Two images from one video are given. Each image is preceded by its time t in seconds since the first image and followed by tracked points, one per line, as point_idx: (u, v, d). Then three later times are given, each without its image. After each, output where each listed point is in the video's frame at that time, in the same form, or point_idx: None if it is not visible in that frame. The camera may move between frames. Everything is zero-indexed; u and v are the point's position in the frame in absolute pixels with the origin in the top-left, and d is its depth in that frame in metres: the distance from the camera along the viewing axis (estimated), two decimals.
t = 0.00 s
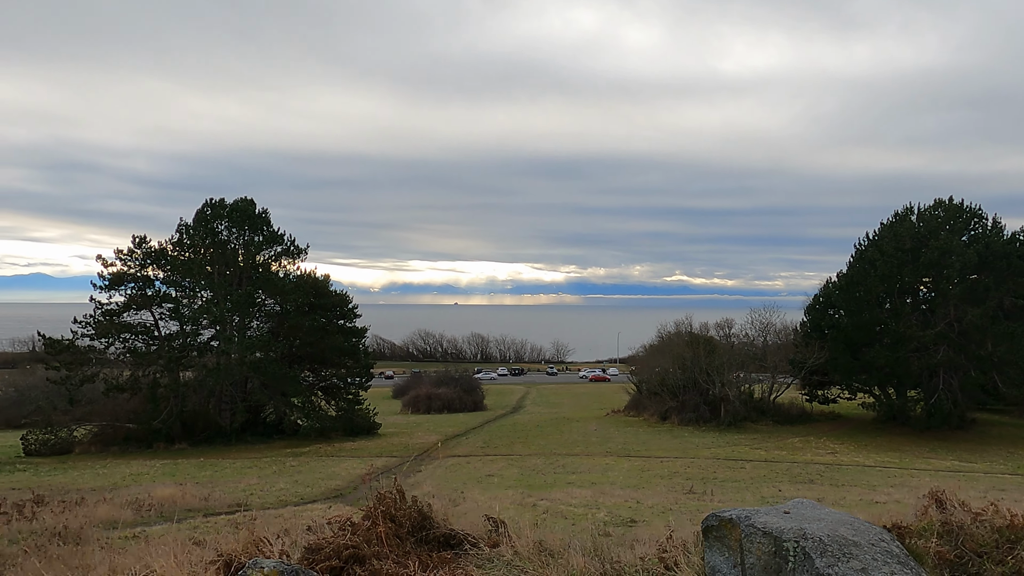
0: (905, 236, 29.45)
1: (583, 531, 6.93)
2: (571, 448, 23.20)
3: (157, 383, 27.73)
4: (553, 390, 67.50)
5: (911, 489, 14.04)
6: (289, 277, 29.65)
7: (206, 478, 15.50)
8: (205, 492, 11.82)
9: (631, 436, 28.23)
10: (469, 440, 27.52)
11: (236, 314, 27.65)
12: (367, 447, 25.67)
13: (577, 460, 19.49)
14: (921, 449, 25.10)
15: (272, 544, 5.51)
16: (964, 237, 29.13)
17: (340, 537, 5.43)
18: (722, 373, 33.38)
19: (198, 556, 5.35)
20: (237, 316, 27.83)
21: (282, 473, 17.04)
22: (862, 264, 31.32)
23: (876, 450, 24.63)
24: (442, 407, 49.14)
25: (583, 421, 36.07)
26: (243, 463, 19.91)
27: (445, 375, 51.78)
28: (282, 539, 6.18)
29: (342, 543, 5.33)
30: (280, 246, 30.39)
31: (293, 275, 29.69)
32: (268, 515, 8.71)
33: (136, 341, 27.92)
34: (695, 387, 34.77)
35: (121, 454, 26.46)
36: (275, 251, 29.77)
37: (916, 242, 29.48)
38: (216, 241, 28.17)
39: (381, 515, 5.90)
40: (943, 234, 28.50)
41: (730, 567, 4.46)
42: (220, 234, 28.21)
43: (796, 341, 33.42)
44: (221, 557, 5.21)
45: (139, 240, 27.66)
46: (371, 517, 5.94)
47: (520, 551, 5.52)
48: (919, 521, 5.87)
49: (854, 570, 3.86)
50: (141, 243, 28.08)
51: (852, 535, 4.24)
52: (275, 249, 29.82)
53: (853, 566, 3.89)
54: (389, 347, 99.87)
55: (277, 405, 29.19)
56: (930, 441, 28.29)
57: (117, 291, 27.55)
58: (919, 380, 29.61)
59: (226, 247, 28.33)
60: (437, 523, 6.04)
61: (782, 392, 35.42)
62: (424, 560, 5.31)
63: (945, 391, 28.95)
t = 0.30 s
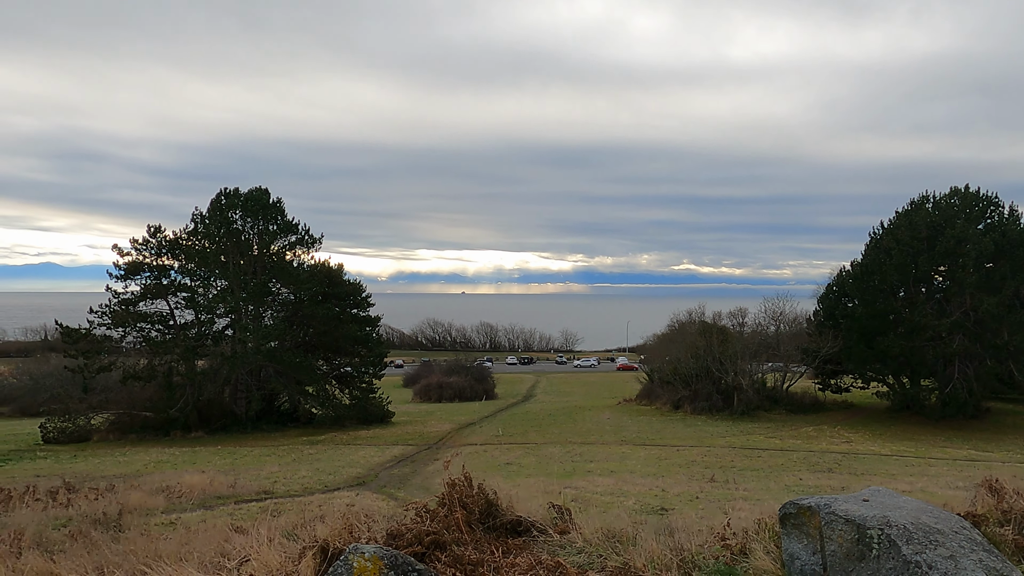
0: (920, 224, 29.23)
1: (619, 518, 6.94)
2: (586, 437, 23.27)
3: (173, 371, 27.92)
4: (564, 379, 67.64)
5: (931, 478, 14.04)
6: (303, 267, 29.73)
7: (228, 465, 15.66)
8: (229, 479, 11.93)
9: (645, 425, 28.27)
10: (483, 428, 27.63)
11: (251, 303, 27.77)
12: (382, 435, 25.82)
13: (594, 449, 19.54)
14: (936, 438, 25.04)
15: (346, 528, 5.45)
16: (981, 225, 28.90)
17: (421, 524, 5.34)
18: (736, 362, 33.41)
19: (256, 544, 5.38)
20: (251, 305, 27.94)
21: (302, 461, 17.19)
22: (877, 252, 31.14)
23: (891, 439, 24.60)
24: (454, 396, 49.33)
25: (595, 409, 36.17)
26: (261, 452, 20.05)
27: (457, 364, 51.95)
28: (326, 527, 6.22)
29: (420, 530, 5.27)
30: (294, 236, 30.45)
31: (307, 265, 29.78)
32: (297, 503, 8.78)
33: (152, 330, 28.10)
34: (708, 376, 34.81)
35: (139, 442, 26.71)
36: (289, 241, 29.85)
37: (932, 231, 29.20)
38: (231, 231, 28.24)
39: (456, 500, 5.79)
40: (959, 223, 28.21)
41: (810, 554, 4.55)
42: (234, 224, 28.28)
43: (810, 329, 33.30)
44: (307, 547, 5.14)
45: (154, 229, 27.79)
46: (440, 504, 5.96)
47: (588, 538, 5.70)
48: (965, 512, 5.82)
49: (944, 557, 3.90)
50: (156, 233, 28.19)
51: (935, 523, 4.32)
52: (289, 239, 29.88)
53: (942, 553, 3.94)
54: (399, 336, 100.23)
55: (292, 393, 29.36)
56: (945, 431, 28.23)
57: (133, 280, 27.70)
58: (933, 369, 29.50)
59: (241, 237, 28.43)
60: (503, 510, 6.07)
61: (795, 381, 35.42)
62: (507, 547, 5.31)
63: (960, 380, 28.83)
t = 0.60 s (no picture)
0: (927, 217, 29.13)
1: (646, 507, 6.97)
2: (594, 428, 23.30)
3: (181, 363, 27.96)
4: (566, 370, 67.69)
5: (942, 470, 14.12)
6: (310, 259, 29.77)
7: (241, 457, 15.71)
8: (246, 470, 11.96)
9: (651, 416, 28.31)
10: (490, 420, 27.72)
11: (259, 295, 27.80)
12: (390, 427, 25.86)
13: (602, 441, 19.56)
14: (942, 430, 25.09)
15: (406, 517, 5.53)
16: (988, 217, 28.85)
17: (486, 513, 5.39)
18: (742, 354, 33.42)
19: (305, 536, 5.50)
20: (259, 297, 27.96)
21: (313, 452, 17.23)
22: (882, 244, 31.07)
23: (897, 431, 24.65)
24: (457, 387, 49.37)
25: (600, 401, 36.24)
26: (270, 443, 20.08)
27: (460, 355, 51.99)
28: (363, 518, 6.29)
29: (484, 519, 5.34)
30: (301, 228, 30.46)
31: (313, 256, 29.81)
32: (316, 493, 8.84)
33: (159, 322, 28.13)
34: (714, 367, 34.85)
35: (148, 434, 26.80)
36: (295, 232, 29.87)
37: (940, 223, 29.09)
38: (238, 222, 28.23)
39: (517, 489, 5.78)
40: (966, 215, 28.10)
41: (874, 544, 4.85)
42: (241, 215, 28.27)
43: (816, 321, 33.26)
44: (377, 536, 5.25)
45: (160, 221, 27.78)
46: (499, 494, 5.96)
47: (645, 527, 5.84)
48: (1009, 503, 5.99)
49: (1015, 546, 4.25)
50: (162, 225, 28.18)
51: (1000, 513, 4.63)
52: (296, 230, 29.88)
53: (1012, 542, 4.28)
54: (401, 327, 100.26)
55: (299, 385, 29.42)
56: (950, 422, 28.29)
57: (140, 272, 27.72)
58: (939, 360, 29.52)
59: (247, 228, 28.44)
60: (556, 499, 6.10)
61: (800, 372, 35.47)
62: (573, 536, 5.38)
63: (966, 371, 28.83)
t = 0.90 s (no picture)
0: (934, 205, 29.05)
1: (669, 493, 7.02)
2: (600, 417, 23.37)
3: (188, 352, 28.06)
4: (569, 359, 67.83)
5: (950, 457, 14.22)
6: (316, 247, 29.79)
7: (253, 445, 15.81)
8: (261, 458, 12.04)
9: (656, 405, 28.42)
10: (496, 408, 27.83)
11: (266, 284, 27.85)
12: (396, 415, 25.94)
13: (611, 429, 19.62)
14: (947, 418, 25.19)
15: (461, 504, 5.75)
16: (994, 205, 28.79)
17: (544, 496, 5.58)
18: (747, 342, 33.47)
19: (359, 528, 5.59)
20: (265, 286, 28.01)
21: (323, 439, 17.32)
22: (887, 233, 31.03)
23: (903, 418, 24.75)
24: (461, 376, 49.49)
25: (605, 389, 36.37)
26: (280, 431, 20.17)
27: (464, 344, 52.03)
28: (394, 507, 6.38)
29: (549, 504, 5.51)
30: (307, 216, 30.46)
31: (319, 245, 29.83)
32: (334, 480, 8.94)
33: (166, 311, 28.20)
34: (718, 355, 34.94)
35: (156, 422, 26.95)
36: (301, 221, 29.87)
37: (946, 212, 29.04)
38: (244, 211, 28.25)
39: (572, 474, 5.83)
40: (972, 203, 28.01)
41: (931, 526, 4.95)
42: (248, 204, 28.28)
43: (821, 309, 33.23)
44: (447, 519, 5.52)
45: (166, 210, 27.79)
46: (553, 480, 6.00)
47: (697, 512, 5.98)
48: None
49: None
50: (168, 213, 28.19)
51: None
52: (303, 219, 29.89)
53: None
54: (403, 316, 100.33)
55: (306, 373, 29.51)
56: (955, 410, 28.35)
57: (146, 261, 27.77)
58: (945, 349, 29.56)
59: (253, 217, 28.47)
60: (603, 485, 6.18)
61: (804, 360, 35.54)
62: (631, 518, 5.56)
63: (972, 360, 28.86)
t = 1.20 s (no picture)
0: (941, 194, 28.96)
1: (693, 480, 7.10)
2: (608, 405, 23.44)
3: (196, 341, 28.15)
4: (573, 348, 67.88)
5: (962, 445, 14.23)
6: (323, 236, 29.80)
7: (265, 433, 15.90)
8: (277, 445, 12.10)
9: (663, 393, 28.50)
10: (502, 396, 27.87)
11: (273, 273, 27.92)
12: (404, 403, 26.04)
13: (621, 417, 19.68)
14: (954, 406, 25.22)
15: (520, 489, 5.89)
16: (1002, 193, 28.70)
17: (606, 480, 5.68)
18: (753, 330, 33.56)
19: (418, 516, 5.76)
20: (273, 275, 28.05)
21: (334, 427, 17.38)
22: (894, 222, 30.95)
23: (910, 407, 24.80)
24: (466, 365, 49.53)
25: (611, 378, 36.42)
26: (289, 420, 20.25)
27: (468, 333, 52.07)
28: (425, 494, 6.47)
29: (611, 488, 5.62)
30: (314, 205, 30.46)
31: (326, 234, 29.85)
32: (354, 468, 9.01)
33: (174, 300, 28.29)
34: (724, 344, 35.01)
35: (165, 411, 27.10)
36: (308, 210, 29.88)
37: (954, 200, 28.97)
38: (251, 201, 28.27)
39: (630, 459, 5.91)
40: (980, 192, 27.93)
41: (993, 512, 4.97)
42: (255, 193, 28.29)
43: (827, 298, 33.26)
44: (518, 505, 5.69)
45: (173, 199, 27.84)
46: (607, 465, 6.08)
47: (749, 498, 6.09)
48: None
49: None
50: (175, 202, 28.25)
51: None
52: (310, 208, 29.87)
53: None
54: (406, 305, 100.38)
55: (313, 362, 29.58)
56: (962, 399, 28.37)
57: (154, 251, 27.86)
58: (952, 337, 29.53)
59: (260, 206, 28.52)
60: (657, 468, 6.25)
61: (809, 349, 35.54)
62: (690, 500, 5.68)
63: (979, 348, 28.81)
